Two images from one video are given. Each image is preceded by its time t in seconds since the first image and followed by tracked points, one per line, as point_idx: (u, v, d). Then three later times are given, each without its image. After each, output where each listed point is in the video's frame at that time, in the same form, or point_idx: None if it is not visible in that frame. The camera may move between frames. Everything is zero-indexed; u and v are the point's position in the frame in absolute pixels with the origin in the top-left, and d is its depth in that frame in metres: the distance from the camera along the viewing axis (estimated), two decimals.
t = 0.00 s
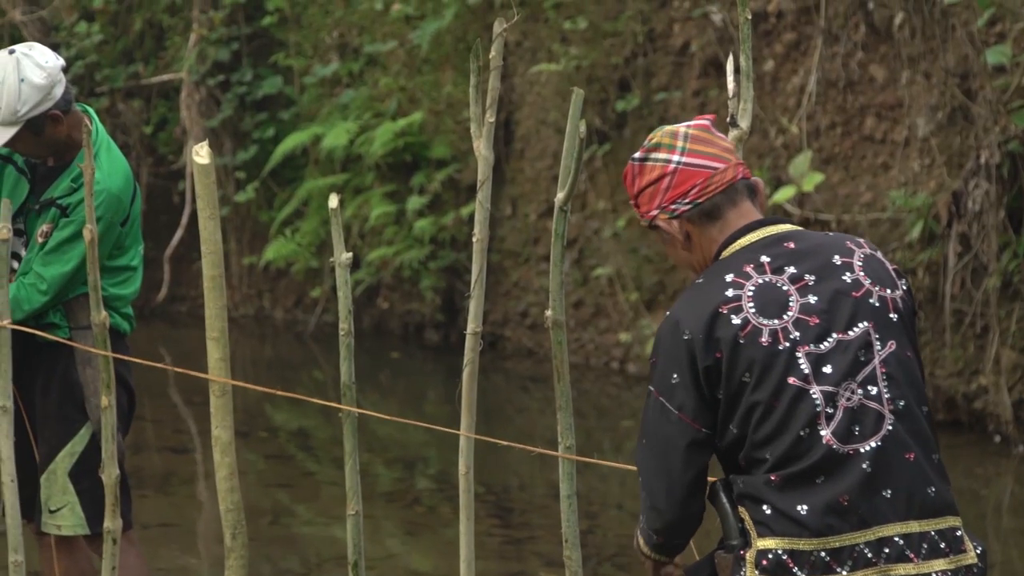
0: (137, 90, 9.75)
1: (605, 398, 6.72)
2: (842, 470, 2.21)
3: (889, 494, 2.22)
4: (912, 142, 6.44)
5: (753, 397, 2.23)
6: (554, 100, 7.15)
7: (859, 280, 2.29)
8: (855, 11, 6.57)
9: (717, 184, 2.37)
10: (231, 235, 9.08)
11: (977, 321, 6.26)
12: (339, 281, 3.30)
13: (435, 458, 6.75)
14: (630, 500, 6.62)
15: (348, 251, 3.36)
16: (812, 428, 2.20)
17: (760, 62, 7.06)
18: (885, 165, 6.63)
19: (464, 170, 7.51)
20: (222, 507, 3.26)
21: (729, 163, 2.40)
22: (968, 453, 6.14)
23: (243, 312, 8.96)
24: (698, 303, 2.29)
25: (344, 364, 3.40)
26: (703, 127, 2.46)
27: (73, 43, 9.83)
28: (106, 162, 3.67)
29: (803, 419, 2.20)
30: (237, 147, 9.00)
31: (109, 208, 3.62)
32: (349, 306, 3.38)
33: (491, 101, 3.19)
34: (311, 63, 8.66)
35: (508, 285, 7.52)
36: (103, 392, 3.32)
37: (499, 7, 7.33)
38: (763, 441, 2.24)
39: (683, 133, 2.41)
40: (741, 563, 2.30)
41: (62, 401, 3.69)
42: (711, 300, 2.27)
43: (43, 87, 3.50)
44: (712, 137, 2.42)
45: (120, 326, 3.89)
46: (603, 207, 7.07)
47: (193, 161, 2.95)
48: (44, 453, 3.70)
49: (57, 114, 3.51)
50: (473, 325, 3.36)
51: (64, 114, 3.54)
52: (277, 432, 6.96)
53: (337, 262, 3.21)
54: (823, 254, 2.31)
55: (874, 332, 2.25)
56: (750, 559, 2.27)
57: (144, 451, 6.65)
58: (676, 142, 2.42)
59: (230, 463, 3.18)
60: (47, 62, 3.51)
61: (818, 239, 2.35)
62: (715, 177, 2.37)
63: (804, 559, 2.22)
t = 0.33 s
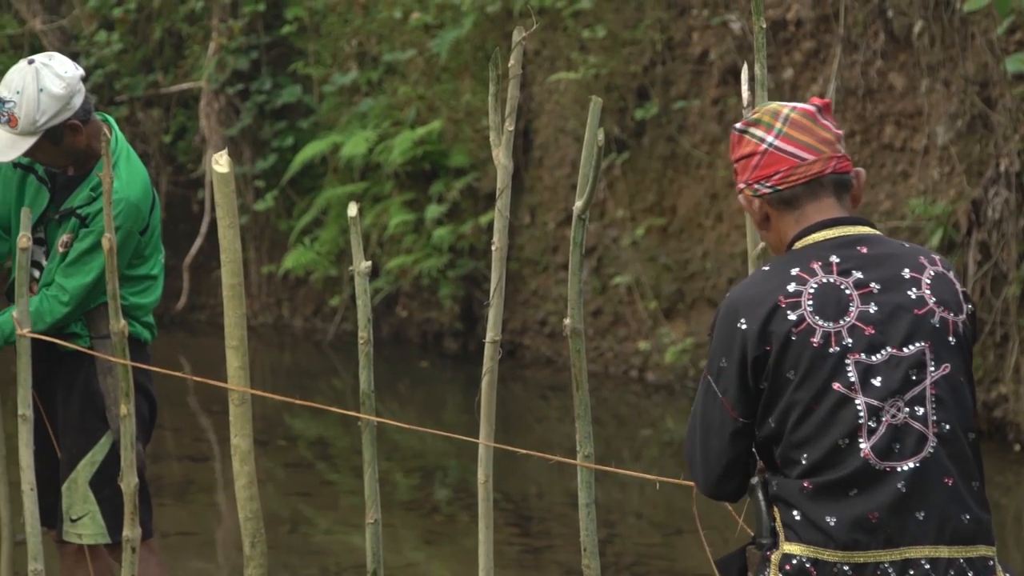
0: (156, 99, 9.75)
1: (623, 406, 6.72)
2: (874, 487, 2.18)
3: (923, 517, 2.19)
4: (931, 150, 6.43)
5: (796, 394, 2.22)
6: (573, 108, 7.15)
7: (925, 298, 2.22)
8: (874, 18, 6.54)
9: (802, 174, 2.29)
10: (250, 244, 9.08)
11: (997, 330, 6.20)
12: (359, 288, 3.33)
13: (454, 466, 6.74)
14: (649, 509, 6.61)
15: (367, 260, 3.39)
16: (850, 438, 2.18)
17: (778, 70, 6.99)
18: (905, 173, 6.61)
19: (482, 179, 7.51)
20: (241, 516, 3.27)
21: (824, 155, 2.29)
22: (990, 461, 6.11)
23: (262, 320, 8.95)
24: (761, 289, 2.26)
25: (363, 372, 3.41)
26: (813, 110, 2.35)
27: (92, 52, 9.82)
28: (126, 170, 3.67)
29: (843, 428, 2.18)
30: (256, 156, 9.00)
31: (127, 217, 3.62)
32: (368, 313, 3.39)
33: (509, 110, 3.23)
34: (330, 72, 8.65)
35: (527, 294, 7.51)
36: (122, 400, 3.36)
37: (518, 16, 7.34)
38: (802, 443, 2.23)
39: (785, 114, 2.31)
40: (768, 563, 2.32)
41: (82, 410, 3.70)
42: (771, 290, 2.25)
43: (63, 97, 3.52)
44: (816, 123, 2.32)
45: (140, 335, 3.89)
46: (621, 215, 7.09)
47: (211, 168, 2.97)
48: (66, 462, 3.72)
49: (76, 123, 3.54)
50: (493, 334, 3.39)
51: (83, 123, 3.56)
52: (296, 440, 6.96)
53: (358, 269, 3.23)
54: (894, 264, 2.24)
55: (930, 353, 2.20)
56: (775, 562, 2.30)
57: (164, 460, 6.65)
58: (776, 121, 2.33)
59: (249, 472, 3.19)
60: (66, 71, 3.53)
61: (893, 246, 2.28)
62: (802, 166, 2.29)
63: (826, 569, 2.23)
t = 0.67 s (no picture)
0: (177, 107, 9.76)
1: (643, 413, 6.72)
2: (877, 493, 2.16)
3: (932, 524, 2.15)
4: (951, 156, 6.38)
5: (801, 388, 2.20)
6: (592, 115, 7.16)
7: (940, 309, 2.18)
8: (894, 25, 6.51)
9: (851, 177, 2.25)
10: (270, 251, 9.08)
11: (1019, 336, 6.16)
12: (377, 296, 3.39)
13: (474, 473, 6.74)
14: (669, 516, 6.61)
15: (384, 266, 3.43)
16: (851, 439, 2.17)
17: (798, 77, 6.96)
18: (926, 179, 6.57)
19: (502, 186, 7.51)
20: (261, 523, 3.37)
21: (880, 162, 2.24)
22: (1013, 468, 6.08)
23: (282, 327, 8.94)
24: (781, 280, 2.25)
25: (382, 379, 3.49)
26: (893, 116, 2.27)
27: (113, 60, 9.83)
28: (148, 176, 3.65)
29: (844, 428, 2.17)
30: (277, 164, 9.02)
31: (153, 223, 3.60)
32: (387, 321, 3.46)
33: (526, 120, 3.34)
34: (350, 80, 8.64)
35: (547, 301, 7.50)
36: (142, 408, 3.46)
37: (538, 23, 7.35)
38: (805, 440, 2.22)
39: (855, 115, 2.26)
40: None
41: (112, 416, 3.72)
42: (787, 283, 2.24)
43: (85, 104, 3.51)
44: (885, 130, 2.25)
45: (165, 340, 3.86)
46: (641, 223, 7.09)
47: (231, 177, 3.06)
48: (95, 469, 3.74)
49: (98, 130, 3.53)
50: (511, 341, 3.44)
51: (106, 130, 3.56)
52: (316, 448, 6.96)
53: (376, 277, 3.32)
54: (913, 272, 2.21)
55: (940, 365, 2.16)
56: None
57: (185, 468, 6.67)
58: (845, 120, 2.28)
59: (270, 479, 3.29)
60: (88, 78, 3.53)
61: (918, 258, 2.23)
62: (849, 170, 2.25)
63: None
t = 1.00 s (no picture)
0: (200, 113, 9.73)
1: (667, 418, 6.72)
2: (903, 473, 2.19)
3: (958, 503, 2.19)
4: (976, 160, 6.28)
5: (827, 364, 2.21)
6: (615, 120, 7.17)
7: (962, 296, 2.19)
8: (917, 29, 6.47)
9: (882, 158, 2.24)
10: (293, 256, 9.07)
11: None
12: (400, 302, 3.34)
13: (497, 478, 6.73)
14: (693, 521, 6.61)
15: (407, 271, 3.41)
16: (877, 421, 2.19)
17: (822, 81, 6.94)
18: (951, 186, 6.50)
19: (525, 191, 7.51)
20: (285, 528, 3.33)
21: (912, 145, 2.22)
22: None
23: (306, 332, 8.92)
24: (805, 258, 2.26)
25: (405, 384, 3.45)
26: (928, 102, 2.25)
27: (136, 66, 9.83)
28: (171, 182, 3.65)
29: (870, 409, 2.19)
30: (300, 169, 9.02)
31: (176, 230, 3.61)
32: (411, 326, 3.41)
33: (549, 125, 3.31)
34: (372, 85, 8.64)
35: (570, 306, 7.50)
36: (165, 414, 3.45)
37: (560, 28, 7.36)
38: (831, 418, 2.23)
39: (891, 98, 2.25)
40: (813, 559, 2.29)
41: (142, 421, 3.73)
42: (813, 262, 2.25)
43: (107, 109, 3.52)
44: (918, 115, 2.23)
45: (194, 343, 3.89)
46: (664, 228, 7.09)
47: (253, 183, 3.07)
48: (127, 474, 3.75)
49: (120, 137, 3.53)
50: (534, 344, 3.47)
51: (127, 136, 3.56)
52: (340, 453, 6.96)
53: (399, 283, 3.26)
54: (937, 257, 2.22)
55: (960, 351, 2.18)
56: (821, 558, 2.26)
57: (209, 473, 6.68)
58: (880, 104, 2.27)
59: (294, 485, 3.25)
60: (110, 84, 3.54)
61: (942, 244, 2.24)
62: (878, 153, 2.24)
63: (870, 559, 2.21)
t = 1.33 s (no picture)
0: (238, 116, 9.69)
1: (706, 421, 6.71)
2: (1018, 485, 2.18)
3: None
4: (1015, 163, 6.17)
5: (949, 383, 2.15)
6: (653, 123, 7.18)
7: None
8: (956, 30, 6.43)
9: (938, 180, 2.22)
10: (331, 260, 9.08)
11: None
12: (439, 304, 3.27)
13: (536, 481, 6.73)
14: (732, 524, 6.60)
15: (445, 274, 3.36)
16: (994, 436, 2.16)
17: (859, 82, 6.89)
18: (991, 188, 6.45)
19: (562, 194, 7.52)
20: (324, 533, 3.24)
21: (966, 167, 2.22)
22: None
23: (344, 336, 8.91)
24: (904, 276, 2.17)
25: (444, 388, 3.37)
26: (973, 121, 2.26)
27: (175, 70, 9.83)
28: (207, 187, 3.61)
29: (989, 426, 2.16)
30: (337, 173, 9.02)
31: (216, 234, 3.57)
32: (449, 329, 3.34)
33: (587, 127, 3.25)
34: (410, 89, 8.64)
35: (608, 308, 7.49)
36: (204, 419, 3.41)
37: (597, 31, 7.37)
38: (951, 436, 2.16)
39: (942, 117, 2.23)
40: None
41: (189, 425, 3.77)
42: (914, 281, 2.17)
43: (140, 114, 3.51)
44: (968, 136, 2.23)
45: (241, 346, 3.86)
46: (702, 230, 7.12)
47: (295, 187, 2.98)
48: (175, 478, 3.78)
49: (151, 142, 3.52)
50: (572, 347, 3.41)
51: (159, 142, 3.55)
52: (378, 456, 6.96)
53: (437, 286, 3.21)
54: (1014, 276, 2.23)
55: None
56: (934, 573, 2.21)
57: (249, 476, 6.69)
58: (928, 125, 2.24)
59: (334, 488, 3.16)
60: (144, 89, 3.53)
61: (1010, 261, 2.26)
62: (935, 175, 2.22)
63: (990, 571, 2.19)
